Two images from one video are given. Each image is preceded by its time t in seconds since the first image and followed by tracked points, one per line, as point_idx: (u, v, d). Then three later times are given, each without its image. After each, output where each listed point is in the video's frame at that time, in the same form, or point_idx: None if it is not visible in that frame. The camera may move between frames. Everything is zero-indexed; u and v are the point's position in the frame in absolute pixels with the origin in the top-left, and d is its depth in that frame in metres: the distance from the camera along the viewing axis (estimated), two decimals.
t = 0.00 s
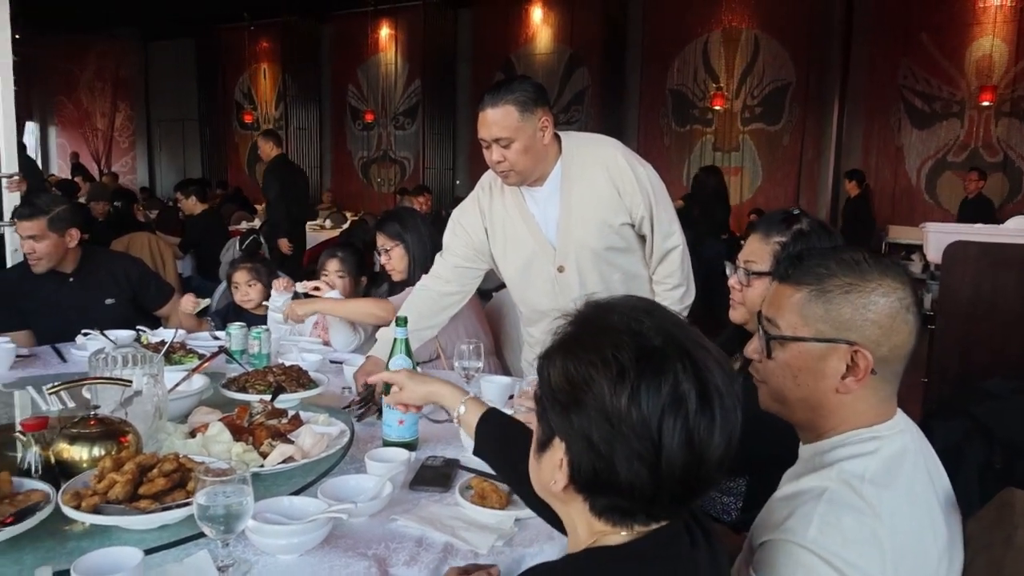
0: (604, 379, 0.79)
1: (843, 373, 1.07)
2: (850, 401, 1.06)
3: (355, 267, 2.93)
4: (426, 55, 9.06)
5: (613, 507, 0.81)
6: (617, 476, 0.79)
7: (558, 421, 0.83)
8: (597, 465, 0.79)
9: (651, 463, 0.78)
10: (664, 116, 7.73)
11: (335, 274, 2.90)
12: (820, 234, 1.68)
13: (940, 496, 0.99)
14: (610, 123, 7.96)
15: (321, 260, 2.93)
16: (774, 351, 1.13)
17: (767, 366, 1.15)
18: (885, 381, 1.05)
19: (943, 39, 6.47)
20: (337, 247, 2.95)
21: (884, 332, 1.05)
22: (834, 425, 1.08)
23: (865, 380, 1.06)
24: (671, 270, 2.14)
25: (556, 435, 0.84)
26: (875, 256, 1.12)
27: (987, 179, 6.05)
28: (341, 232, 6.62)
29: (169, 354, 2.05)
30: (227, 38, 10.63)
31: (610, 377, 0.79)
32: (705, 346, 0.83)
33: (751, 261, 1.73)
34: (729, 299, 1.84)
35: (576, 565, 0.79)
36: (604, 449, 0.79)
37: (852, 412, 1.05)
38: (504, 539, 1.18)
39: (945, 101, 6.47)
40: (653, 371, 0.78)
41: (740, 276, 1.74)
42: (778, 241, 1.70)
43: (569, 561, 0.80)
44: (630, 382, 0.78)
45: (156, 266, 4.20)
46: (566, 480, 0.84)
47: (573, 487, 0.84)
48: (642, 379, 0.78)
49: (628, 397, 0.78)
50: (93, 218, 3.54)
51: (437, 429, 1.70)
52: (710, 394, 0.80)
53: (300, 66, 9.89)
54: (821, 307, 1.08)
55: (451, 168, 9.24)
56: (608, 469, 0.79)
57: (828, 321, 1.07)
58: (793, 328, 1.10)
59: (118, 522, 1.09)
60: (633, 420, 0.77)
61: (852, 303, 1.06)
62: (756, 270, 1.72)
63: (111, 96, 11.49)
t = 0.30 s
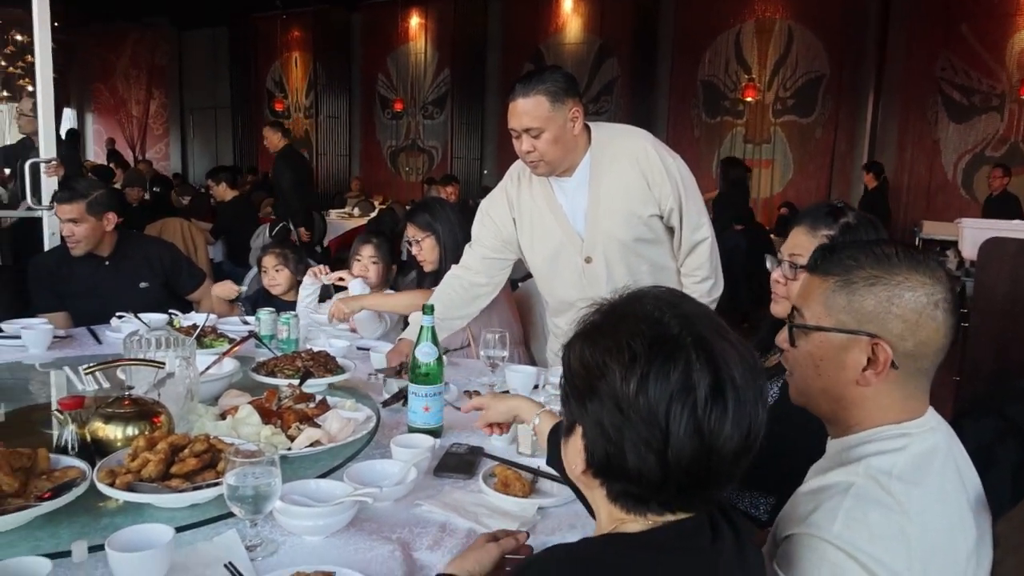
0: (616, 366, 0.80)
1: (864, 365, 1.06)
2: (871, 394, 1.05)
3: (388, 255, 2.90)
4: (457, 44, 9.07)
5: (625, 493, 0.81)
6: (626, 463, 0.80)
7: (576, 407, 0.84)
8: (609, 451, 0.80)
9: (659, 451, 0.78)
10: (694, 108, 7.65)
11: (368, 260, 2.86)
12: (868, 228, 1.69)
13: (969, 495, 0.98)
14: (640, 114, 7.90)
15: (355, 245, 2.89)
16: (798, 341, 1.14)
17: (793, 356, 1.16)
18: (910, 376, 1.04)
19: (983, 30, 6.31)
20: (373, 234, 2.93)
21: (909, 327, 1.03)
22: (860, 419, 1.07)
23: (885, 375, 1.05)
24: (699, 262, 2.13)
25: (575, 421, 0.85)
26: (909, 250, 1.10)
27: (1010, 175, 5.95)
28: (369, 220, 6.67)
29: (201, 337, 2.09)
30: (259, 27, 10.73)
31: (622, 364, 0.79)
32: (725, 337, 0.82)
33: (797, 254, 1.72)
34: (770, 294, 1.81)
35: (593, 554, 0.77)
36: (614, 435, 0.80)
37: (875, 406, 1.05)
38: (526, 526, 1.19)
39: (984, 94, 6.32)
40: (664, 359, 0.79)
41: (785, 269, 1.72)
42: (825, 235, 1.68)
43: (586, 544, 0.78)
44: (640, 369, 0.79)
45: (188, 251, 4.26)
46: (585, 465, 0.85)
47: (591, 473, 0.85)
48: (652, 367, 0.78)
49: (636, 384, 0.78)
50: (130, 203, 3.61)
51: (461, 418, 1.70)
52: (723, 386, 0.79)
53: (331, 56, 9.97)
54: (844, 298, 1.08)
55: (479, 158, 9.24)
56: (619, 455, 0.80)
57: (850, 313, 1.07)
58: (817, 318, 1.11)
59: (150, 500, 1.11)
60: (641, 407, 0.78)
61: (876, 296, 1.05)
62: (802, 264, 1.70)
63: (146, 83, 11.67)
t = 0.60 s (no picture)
0: (643, 355, 0.80)
1: (886, 360, 1.05)
2: (893, 387, 1.04)
3: (410, 251, 2.91)
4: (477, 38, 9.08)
5: (648, 481, 0.81)
6: (649, 451, 0.80)
7: (603, 394, 0.84)
8: (633, 439, 0.81)
9: (682, 442, 0.78)
10: (717, 101, 7.60)
11: (393, 255, 2.87)
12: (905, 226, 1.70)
13: (993, 493, 0.97)
14: (661, 108, 7.86)
15: (381, 239, 2.91)
16: (821, 335, 1.14)
17: (815, 350, 1.16)
18: (932, 371, 1.03)
19: (1014, 19, 6.08)
20: (396, 229, 2.95)
21: (932, 321, 1.02)
22: (883, 414, 1.06)
23: (907, 369, 1.04)
24: (720, 256, 2.12)
25: (601, 408, 0.86)
26: (934, 243, 1.09)
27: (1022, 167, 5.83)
28: (390, 215, 6.71)
29: (224, 331, 2.11)
30: (281, 23, 10.82)
31: (649, 354, 0.80)
32: (755, 330, 0.81)
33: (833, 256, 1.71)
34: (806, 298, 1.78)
35: (621, 539, 0.76)
36: (638, 423, 0.80)
37: (898, 401, 1.04)
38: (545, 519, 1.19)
39: (1015, 86, 6.08)
40: (691, 349, 0.79)
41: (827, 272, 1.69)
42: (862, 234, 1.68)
43: (607, 528, 0.78)
44: (667, 358, 0.79)
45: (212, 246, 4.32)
46: (609, 452, 0.85)
47: (614, 460, 0.85)
48: (679, 357, 0.78)
49: (663, 373, 0.78)
50: (155, 199, 3.66)
51: (481, 412, 1.71)
52: (750, 380, 0.79)
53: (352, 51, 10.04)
54: (867, 292, 1.07)
55: (499, 152, 9.24)
56: (642, 443, 0.80)
57: (872, 306, 1.07)
58: (840, 312, 1.10)
59: (175, 492, 1.13)
60: (665, 396, 0.78)
61: (899, 290, 1.05)
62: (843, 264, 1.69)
63: (171, 80, 11.82)
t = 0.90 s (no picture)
0: (679, 350, 0.79)
1: (933, 357, 1.03)
2: (941, 385, 1.02)
3: (445, 247, 2.91)
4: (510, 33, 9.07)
5: (686, 476, 0.80)
6: (687, 446, 0.79)
7: (639, 390, 0.83)
8: (670, 434, 0.80)
9: (720, 435, 0.77)
10: (754, 94, 7.49)
11: (429, 252, 2.89)
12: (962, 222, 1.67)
13: None
14: (697, 102, 7.77)
15: (417, 235, 2.92)
16: (865, 333, 1.12)
17: (860, 349, 1.14)
18: (983, 369, 0.99)
19: None
20: (433, 226, 2.96)
21: (981, 316, 0.99)
22: (931, 413, 1.03)
23: (956, 367, 1.01)
24: (758, 252, 2.10)
25: (637, 404, 0.85)
26: (982, 238, 1.06)
27: None
28: (424, 211, 6.75)
29: (264, 327, 2.14)
30: (317, 21, 10.93)
31: (685, 348, 0.79)
32: (791, 324, 0.80)
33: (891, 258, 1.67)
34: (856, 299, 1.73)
35: (665, 538, 0.75)
36: (675, 417, 0.79)
37: (947, 399, 1.01)
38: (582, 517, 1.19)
39: None
40: (727, 344, 0.77)
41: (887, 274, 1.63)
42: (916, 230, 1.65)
43: (647, 525, 0.77)
44: (703, 352, 0.78)
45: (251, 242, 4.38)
46: (646, 447, 0.84)
47: (652, 455, 0.84)
48: (715, 351, 0.77)
49: (699, 367, 0.77)
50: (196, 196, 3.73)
51: (516, 408, 1.71)
52: (788, 372, 0.77)
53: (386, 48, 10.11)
54: (912, 289, 1.05)
55: (533, 148, 9.23)
56: (679, 438, 0.79)
57: (918, 303, 1.04)
58: (884, 309, 1.08)
59: (218, 484, 1.15)
60: (702, 390, 0.77)
61: (946, 286, 1.02)
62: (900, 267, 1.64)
63: (210, 78, 12.02)
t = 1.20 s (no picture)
0: (695, 351, 0.79)
1: (977, 359, 1.01)
2: (985, 388, 1.00)
3: (474, 248, 2.93)
4: (540, 32, 9.06)
5: (706, 477, 0.80)
6: (707, 447, 0.79)
7: (657, 392, 0.83)
8: (689, 436, 0.80)
9: (740, 436, 0.77)
10: (787, 91, 7.40)
11: (459, 252, 2.90)
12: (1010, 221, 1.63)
13: None
14: (728, 100, 7.71)
15: (446, 236, 2.95)
16: (902, 338, 1.10)
17: (896, 354, 1.12)
18: None
19: None
20: (463, 226, 2.98)
21: None
22: (974, 416, 1.02)
23: (1002, 368, 0.99)
24: (796, 251, 2.07)
25: (657, 406, 0.85)
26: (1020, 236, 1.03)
27: None
28: (455, 210, 6.77)
29: (297, 325, 2.17)
30: (348, 23, 11.03)
31: (701, 349, 0.78)
32: (810, 323, 0.79)
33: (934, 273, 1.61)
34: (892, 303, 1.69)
35: (688, 539, 0.74)
36: (694, 418, 0.79)
37: (991, 401, 1.00)
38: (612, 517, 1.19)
39: None
40: (743, 344, 0.77)
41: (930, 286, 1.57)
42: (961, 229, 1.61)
43: (671, 526, 0.77)
44: (719, 353, 0.77)
45: (284, 242, 4.44)
46: (666, 449, 0.84)
47: (672, 456, 0.84)
48: (732, 352, 0.77)
49: (716, 368, 0.77)
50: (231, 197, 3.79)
51: (546, 408, 1.72)
52: (806, 371, 0.77)
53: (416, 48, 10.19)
54: (950, 291, 1.03)
55: (563, 147, 9.22)
56: (699, 440, 0.79)
57: (957, 305, 1.03)
58: (921, 313, 1.07)
59: (253, 479, 1.18)
60: (720, 391, 0.77)
61: (986, 286, 1.00)
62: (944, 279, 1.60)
63: (244, 81, 12.20)
